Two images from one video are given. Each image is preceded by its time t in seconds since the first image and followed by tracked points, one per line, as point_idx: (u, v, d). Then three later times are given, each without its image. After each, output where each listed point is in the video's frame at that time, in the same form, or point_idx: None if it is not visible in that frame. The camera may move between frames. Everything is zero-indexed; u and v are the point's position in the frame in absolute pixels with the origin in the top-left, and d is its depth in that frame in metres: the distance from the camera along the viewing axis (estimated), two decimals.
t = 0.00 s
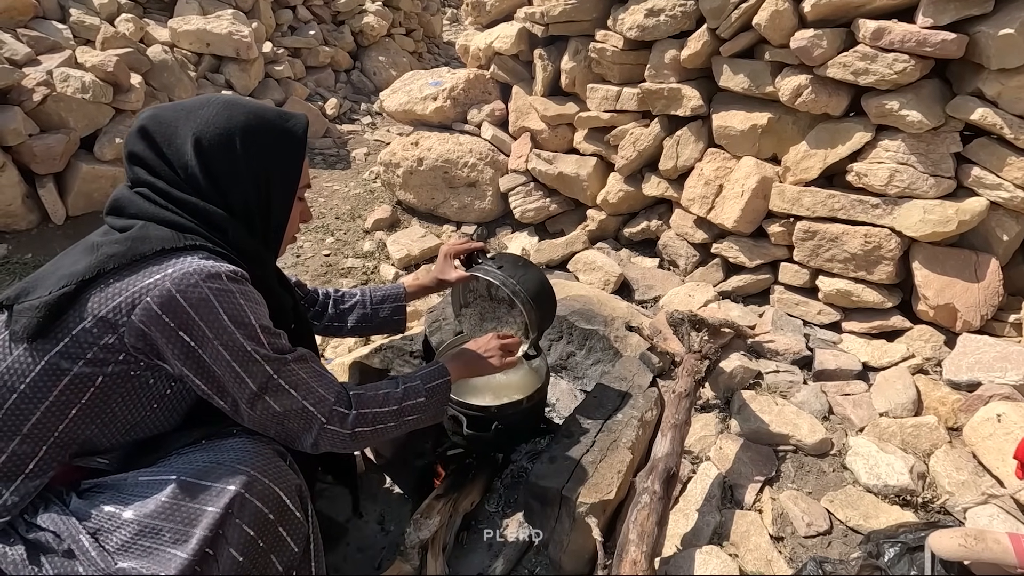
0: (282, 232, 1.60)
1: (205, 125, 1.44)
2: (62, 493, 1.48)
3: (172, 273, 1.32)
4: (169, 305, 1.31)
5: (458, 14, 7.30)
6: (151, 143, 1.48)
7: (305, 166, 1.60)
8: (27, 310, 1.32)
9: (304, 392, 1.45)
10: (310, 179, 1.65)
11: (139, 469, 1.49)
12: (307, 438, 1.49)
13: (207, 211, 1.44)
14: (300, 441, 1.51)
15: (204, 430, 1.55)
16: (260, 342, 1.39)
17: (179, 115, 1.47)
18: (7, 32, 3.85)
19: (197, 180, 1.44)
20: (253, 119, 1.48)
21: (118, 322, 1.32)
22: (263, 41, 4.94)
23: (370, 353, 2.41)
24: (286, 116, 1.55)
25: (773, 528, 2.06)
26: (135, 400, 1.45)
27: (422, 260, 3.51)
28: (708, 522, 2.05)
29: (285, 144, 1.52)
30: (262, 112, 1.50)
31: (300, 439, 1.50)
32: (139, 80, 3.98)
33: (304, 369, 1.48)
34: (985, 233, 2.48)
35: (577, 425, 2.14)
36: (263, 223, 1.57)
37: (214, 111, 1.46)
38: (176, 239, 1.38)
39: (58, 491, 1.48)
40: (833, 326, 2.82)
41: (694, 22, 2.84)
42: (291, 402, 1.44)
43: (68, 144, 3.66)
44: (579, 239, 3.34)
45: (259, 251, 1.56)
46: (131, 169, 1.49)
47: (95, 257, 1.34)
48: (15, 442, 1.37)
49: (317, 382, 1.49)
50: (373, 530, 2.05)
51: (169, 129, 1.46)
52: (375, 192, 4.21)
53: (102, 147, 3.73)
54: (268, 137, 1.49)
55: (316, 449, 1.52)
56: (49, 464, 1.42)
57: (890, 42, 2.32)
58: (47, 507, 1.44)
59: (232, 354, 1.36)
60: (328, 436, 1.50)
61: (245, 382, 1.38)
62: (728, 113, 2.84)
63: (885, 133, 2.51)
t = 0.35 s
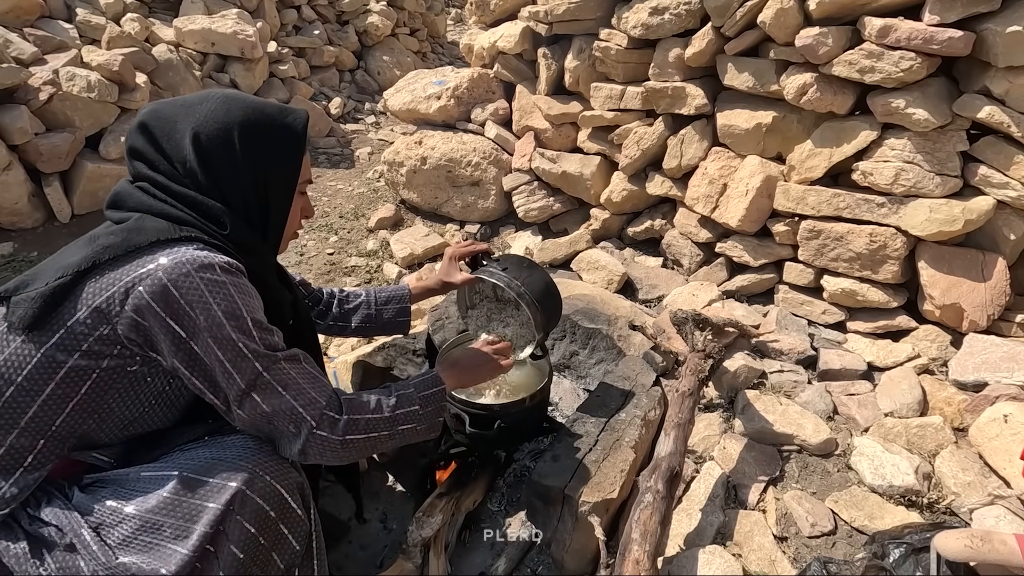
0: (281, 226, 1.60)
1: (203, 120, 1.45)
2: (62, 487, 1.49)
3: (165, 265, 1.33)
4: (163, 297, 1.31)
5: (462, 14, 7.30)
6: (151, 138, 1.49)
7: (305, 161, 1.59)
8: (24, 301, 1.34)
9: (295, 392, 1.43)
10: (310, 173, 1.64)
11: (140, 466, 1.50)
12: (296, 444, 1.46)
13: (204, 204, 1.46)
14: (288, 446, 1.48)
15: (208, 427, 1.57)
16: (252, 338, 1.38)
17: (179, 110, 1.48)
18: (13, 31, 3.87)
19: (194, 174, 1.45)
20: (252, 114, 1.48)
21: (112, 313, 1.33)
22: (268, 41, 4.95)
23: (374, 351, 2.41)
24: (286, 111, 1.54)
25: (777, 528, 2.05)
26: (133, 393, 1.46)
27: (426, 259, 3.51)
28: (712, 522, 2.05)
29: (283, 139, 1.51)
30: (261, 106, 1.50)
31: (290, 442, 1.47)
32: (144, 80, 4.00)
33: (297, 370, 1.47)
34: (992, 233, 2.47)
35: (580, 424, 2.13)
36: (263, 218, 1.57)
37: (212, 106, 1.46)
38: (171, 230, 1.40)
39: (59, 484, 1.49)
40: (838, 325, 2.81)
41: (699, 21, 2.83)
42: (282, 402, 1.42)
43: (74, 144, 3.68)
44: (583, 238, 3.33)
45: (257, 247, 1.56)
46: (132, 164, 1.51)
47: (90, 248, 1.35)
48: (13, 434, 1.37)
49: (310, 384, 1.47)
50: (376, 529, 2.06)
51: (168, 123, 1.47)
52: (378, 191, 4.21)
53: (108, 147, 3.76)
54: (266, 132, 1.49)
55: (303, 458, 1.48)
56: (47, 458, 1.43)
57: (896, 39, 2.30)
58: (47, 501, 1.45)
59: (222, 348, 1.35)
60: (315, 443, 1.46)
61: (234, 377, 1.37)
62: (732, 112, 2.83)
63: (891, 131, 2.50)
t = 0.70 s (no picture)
0: (286, 231, 1.62)
1: (208, 127, 1.45)
2: (72, 490, 1.50)
3: (181, 270, 1.34)
4: (181, 301, 1.33)
5: (467, 16, 7.32)
6: (158, 143, 1.50)
7: (309, 167, 1.60)
8: (37, 307, 1.33)
9: (315, 382, 1.48)
10: (316, 179, 1.65)
11: (147, 467, 1.50)
12: (318, 431, 1.52)
13: (209, 210, 1.47)
14: (312, 432, 1.52)
15: (212, 427, 1.57)
16: (270, 333, 1.42)
17: (186, 116, 1.49)
18: (22, 32, 3.89)
19: (199, 182, 1.45)
20: (257, 122, 1.48)
21: (127, 319, 1.33)
22: (274, 42, 4.97)
23: (379, 352, 2.42)
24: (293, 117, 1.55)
25: (780, 531, 2.05)
26: (143, 396, 1.46)
27: (430, 260, 3.52)
28: (715, 523, 2.04)
29: (287, 147, 1.52)
30: (266, 113, 1.50)
31: (313, 429, 1.52)
32: (152, 81, 4.02)
33: (314, 361, 1.51)
34: (998, 236, 2.46)
35: (584, 426, 2.13)
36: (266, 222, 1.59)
37: (218, 113, 1.47)
38: (182, 236, 1.40)
39: (70, 487, 1.50)
40: (843, 328, 2.81)
41: (704, 23, 2.84)
42: (303, 394, 1.46)
43: (82, 144, 3.70)
44: (587, 240, 3.34)
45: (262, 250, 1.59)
46: (138, 168, 1.51)
47: (104, 255, 1.35)
48: (26, 437, 1.38)
49: (328, 373, 1.52)
50: (380, 528, 2.07)
51: (175, 129, 1.48)
52: (383, 192, 4.23)
53: (115, 147, 3.78)
54: (272, 139, 1.50)
55: (328, 440, 1.54)
56: (59, 460, 1.44)
57: (901, 43, 2.30)
58: (57, 503, 1.46)
59: (243, 347, 1.38)
60: (340, 425, 1.52)
61: (258, 374, 1.40)
62: (737, 114, 2.83)
63: (896, 134, 2.49)
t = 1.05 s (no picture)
0: (290, 249, 1.61)
1: (231, 140, 1.44)
2: (78, 490, 1.51)
3: (188, 277, 1.35)
4: (186, 308, 1.33)
5: (471, 16, 7.32)
6: (181, 144, 1.49)
7: (326, 193, 1.58)
8: (44, 311, 1.34)
9: (319, 392, 1.48)
10: (332, 206, 1.63)
11: (152, 465, 1.51)
12: (323, 440, 1.51)
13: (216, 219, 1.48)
14: (316, 439, 1.52)
15: (216, 425, 1.58)
16: (275, 344, 1.41)
17: (212, 122, 1.47)
18: (30, 33, 3.92)
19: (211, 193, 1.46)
20: (279, 142, 1.47)
21: (132, 325, 1.34)
22: (279, 43, 4.98)
23: (384, 352, 2.42)
24: (320, 144, 1.53)
25: (785, 532, 2.04)
26: (149, 398, 1.47)
27: (434, 260, 3.52)
28: (719, 525, 2.04)
29: (304, 171, 1.51)
30: (290, 134, 1.49)
31: (317, 437, 1.51)
32: (158, 81, 4.04)
33: (319, 368, 1.51)
34: (1004, 237, 2.45)
35: (588, 427, 2.13)
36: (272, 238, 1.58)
37: (243, 126, 1.45)
38: (190, 244, 1.41)
39: (76, 488, 1.51)
40: (848, 329, 2.80)
41: (708, 24, 2.83)
42: (308, 402, 1.46)
43: (89, 144, 3.72)
44: (591, 241, 3.33)
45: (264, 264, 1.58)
46: (162, 162, 1.52)
47: (111, 260, 1.36)
48: (32, 440, 1.40)
49: (331, 380, 1.51)
50: (384, 527, 2.07)
51: (198, 134, 1.47)
52: (388, 192, 4.23)
53: (121, 147, 3.80)
54: (291, 161, 1.48)
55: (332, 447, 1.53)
56: (65, 461, 1.45)
57: (907, 43, 2.30)
58: (61, 505, 1.47)
59: (247, 355, 1.38)
60: (343, 432, 1.51)
61: (262, 383, 1.40)
62: (742, 115, 2.83)
63: (902, 135, 2.49)
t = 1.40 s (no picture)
0: (292, 268, 1.60)
1: (252, 157, 1.45)
2: (80, 492, 1.52)
3: (193, 285, 1.35)
4: (189, 316, 1.34)
5: (475, 17, 7.34)
6: (201, 150, 1.50)
7: (337, 220, 1.60)
8: (47, 316, 1.35)
9: (314, 403, 1.51)
10: (341, 232, 1.65)
11: (153, 466, 1.52)
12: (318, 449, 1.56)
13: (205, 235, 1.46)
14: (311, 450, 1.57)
15: (216, 427, 1.59)
16: (274, 357, 1.43)
17: (237, 134, 1.49)
18: (36, 34, 3.94)
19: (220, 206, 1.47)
20: (297, 165, 1.49)
21: (136, 331, 1.35)
22: (283, 43, 5.00)
23: (386, 352, 2.43)
24: (341, 173, 1.56)
25: (787, 535, 2.03)
26: (152, 402, 1.48)
27: (437, 261, 3.53)
28: (721, 527, 2.03)
29: (319, 196, 1.52)
30: (310, 159, 1.51)
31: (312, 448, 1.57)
32: (162, 82, 4.05)
33: (314, 380, 1.53)
34: (1010, 240, 2.43)
35: (589, 429, 2.12)
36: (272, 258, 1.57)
37: (265, 144, 1.47)
38: (196, 251, 1.41)
39: (77, 490, 1.52)
40: (851, 332, 2.78)
41: (712, 25, 2.83)
42: (304, 414, 1.49)
43: (94, 144, 3.74)
44: (594, 241, 3.32)
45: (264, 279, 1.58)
46: (182, 164, 1.53)
47: (116, 265, 1.36)
48: (33, 444, 1.40)
49: (326, 393, 1.54)
50: (385, 528, 2.07)
51: (220, 143, 1.48)
52: (391, 193, 4.24)
53: (126, 147, 3.81)
54: (305, 185, 1.50)
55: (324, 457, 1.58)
56: (67, 464, 1.46)
57: (912, 44, 2.29)
58: (64, 505, 1.48)
59: (245, 367, 1.40)
60: (335, 443, 1.55)
61: (258, 393, 1.42)
62: (746, 116, 2.82)
63: (906, 137, 2.48)
